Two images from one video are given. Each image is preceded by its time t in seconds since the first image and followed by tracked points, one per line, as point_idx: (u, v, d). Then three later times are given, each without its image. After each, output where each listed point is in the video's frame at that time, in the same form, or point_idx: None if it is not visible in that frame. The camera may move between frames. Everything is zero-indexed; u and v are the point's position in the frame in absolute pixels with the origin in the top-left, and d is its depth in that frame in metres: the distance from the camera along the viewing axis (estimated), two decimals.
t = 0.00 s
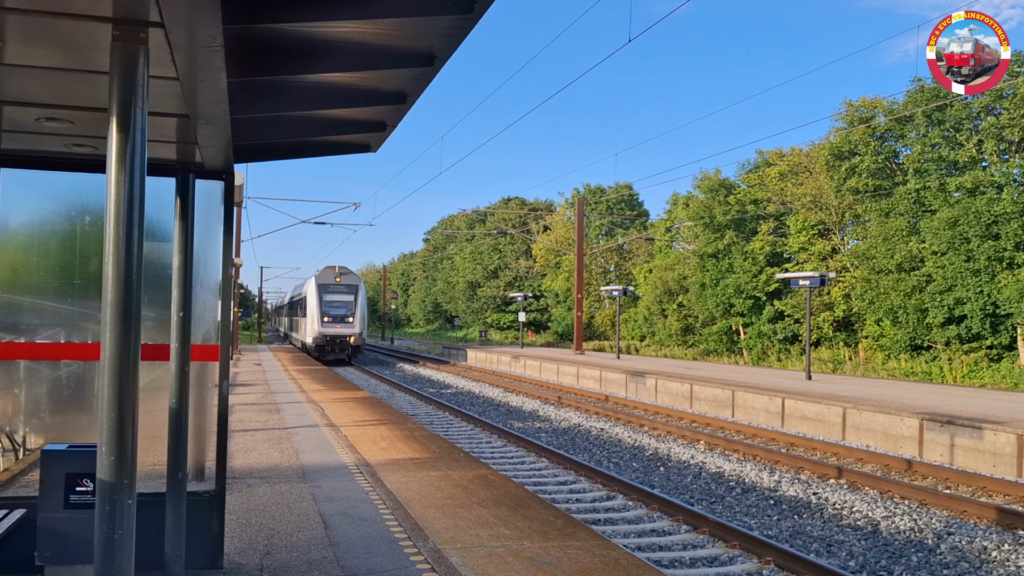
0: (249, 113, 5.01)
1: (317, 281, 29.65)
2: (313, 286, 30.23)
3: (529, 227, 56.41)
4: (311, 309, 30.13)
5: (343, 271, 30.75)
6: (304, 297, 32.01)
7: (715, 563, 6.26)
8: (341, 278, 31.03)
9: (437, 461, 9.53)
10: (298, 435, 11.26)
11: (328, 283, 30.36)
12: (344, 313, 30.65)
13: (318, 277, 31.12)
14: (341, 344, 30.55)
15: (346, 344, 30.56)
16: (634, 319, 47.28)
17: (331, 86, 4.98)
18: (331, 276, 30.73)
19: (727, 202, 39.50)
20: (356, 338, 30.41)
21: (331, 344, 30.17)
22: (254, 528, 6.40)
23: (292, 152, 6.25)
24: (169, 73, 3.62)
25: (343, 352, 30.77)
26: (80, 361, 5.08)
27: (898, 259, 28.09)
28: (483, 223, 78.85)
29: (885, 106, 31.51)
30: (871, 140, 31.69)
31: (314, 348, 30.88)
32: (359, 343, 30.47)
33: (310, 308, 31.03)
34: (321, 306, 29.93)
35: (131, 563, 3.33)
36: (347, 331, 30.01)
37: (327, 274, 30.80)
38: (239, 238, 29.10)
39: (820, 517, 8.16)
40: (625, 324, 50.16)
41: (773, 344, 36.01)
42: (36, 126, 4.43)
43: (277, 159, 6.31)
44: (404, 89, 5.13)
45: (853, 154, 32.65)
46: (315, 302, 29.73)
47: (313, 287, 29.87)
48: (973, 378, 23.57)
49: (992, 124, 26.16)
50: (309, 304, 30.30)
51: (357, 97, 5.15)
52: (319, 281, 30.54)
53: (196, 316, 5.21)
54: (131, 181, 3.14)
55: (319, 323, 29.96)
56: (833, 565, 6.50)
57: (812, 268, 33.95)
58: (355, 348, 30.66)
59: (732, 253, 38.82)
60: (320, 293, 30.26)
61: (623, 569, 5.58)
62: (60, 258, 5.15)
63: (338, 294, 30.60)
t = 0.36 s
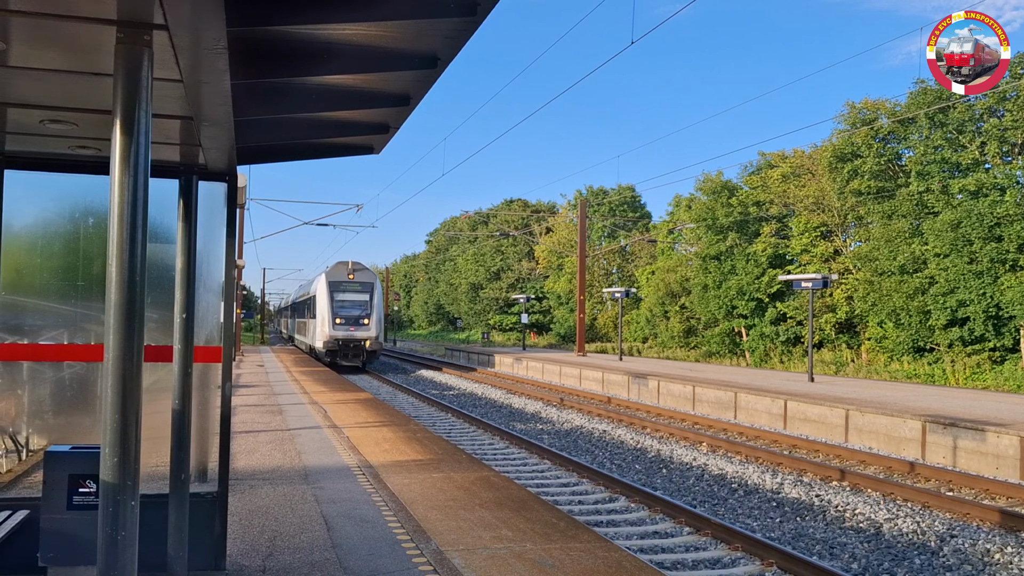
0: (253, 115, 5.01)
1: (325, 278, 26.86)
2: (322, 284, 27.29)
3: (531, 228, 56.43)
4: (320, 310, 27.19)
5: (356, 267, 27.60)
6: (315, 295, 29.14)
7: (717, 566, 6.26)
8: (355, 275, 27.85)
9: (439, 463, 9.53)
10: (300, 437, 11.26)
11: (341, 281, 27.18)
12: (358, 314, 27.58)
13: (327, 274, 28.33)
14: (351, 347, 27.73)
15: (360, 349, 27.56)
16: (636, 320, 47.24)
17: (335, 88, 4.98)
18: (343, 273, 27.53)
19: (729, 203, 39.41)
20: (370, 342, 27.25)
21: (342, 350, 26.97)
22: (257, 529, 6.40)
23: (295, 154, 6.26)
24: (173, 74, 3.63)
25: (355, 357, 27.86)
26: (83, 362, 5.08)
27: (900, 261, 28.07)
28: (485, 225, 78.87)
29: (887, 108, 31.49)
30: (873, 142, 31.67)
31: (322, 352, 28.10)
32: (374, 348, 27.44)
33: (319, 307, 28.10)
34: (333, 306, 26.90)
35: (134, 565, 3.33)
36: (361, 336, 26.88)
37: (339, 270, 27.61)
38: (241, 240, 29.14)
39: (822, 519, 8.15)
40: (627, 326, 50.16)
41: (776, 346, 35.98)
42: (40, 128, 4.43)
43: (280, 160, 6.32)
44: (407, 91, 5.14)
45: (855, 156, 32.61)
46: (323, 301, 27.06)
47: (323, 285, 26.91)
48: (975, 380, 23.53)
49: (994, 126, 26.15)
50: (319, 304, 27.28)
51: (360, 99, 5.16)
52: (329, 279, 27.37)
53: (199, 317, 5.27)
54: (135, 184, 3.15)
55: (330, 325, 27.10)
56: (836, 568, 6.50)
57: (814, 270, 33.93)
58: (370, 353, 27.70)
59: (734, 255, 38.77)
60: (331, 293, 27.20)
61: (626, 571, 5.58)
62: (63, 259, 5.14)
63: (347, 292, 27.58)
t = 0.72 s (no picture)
0: (254, 116, 5.01)
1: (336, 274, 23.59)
2: (332, 279, 23.88)
3: (531, 230, 56.42)
4: (330, 309, 23.60)
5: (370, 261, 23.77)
6: (323, 292, 25.43)
7: (718, 567, 6.26)
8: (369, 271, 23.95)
9: (439, 464, 9.52)
10: (300, 438, 11.26)
11: (356, 276, 23.67)
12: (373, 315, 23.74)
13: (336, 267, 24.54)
14: (363, 353, 23.63)
15: (376, 355, 23.65)
16: (636, 322, 47.30)
17: (335, 89, 4.98)
18: (356, 268, 23.76)
19: (730, 205, 39.36)
20: (388, 347, 23.49)
21: (358, 356, 23.43)
22: (257, 530, 6.40)
23: (295, 155, 6.26)
24: (173, 76, 3.63)
25: (369, 364, 23.83)
26: (83, 364, 5.08)
27: (901, 262, 28.06)
28: (486, 226, 78.89)
29: (888, 109, 31.52)
30: (873, 143, 31.69)
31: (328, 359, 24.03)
32: (392, 354, 23.52)
33: (327, 308, 24.09)
34: (343, 306, 23.21)
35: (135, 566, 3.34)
36: (379, 338, 23.43)
37: (352, 265, 23.89)
38: (242, 242, 29.13)
39: (822, 520, 8.14)
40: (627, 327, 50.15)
41: (776, 347, 35.95)
42: (40, 129, 4.44)
43: (280, 161, 6.32)
44: (407, 92, 5.14)
45: (856, 157, 32.61)
46: (332, 298, 23.80)
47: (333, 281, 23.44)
48: (976, 382, 23.50)
49: (995, 128, 26.19)
50: (329, 302, 23.78)
51: (361, 101, 5.16)
52: (341, 275, 23.74)
53: (199, 318, 5.26)
54: (135, 185, 3.15)
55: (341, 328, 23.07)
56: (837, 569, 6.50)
57: (815, 272, 33.92)
58: (388, 360, 23.87)
59: (734, 256, 38.72)
60: (342, 290, 23.45)
61: (626, 572, 5.58)
62: (63, 261, 5.15)
63: (360, 290, 23.53)
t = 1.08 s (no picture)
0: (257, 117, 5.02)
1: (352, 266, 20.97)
2: (348, 273, 21.21)
3: (534, 230, 56.44)
4: (346, 308, 20.86)
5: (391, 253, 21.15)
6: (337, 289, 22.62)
7: (721, 567, 6.25)
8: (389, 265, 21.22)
9: (442, 465, 9.53)
10: (303, 439, 11.27)
11: (375, 270, 21.03)
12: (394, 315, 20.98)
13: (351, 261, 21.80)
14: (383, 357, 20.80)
15: (398, 361, 20.95)
16: (639, 322, 47.33)
17: (338, 90, 4.99)
18: (375, 260, 21.08)
19: (732, 205, 39.30)
20: (412, 351, 20.74)
21: (377, 362, 20.63)
22: (259, 531, 6.40)
23: (298, 156, 6.27)
24: (176, 77, 3.63)
25: (389, 371, 21.05)
26: (86, 365, 5.07)
27: (904, 262, 28.04)
28: (488, 227, 78.94)
29: (890, 110, 31.49)
30: (875, 144, 31.68)
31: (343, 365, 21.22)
32: (417, 360, 20.76)
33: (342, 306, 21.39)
34: (360, 304, 20.53)
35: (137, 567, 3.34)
36: (401, 341, 20.64)
37: (370, 257, 21.22)
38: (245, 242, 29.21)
39: (825, 521, 8.13)
40: (630, 327, 50.15)
41: (779, 348, 35.94)
42: (43, 130, 4.44)
43: (283, 162, 6.33)
44: (410, 93, 5.15)
45: (858, 158, 32.57)
46: (346, 296, 21.11)
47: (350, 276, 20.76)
48: (979, 382, 23.46)
49: (998, 128, 26.17)
50: (345, 300, 21.03)
51: (363, 102, 5.17)
52: (358, 269, 21.05)
53: (202, 319, 5.24)
54: (138, 185, 3.15)
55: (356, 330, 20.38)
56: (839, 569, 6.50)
57: (817, 272, 33.88)
58: (412, 366, 21.19)
59: (737, 256, 38.69)
60: (358, 286, 20.75)
61: (629, 573, 5.57)
62: (66, 261, 5.15)
63: (378, 287, 20.84)
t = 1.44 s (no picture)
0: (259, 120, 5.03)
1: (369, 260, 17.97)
2: (364, 268, 18.17)
3: (536, 232, 56.48)
4: (363, 309, 17.82)
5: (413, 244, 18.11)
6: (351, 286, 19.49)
7: (723, 570, 6.24)
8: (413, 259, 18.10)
9: (443, 467, 9.53)
10: (304, 441, 11.27)
11: (397, 264, 17.97)
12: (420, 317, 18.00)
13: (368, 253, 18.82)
14: (406, 366, 17.55)
15: (423, 370, 17.84)
16: (641, 324, 47.39)
17: (340, 93, 5.00)
18: (397, 254, 18.02)
19: (734, 207, 39.28)
20: (440, 359, 17.65)
21: (400, 372, 17.56)
22: (261, 534, 6.39)
23: (299, 159, 6.28)
24: (178, 80, 3.64)
25: (414, 383, 17.91)
26: (88, 366, 5.07)
27: (906, 264, 28.03)
28: (490, 229, 79.01)
29: (892, 111, 31.49)
30: (877, 146, 31.69)
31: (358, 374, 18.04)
32: (446, 370, 17.61)
33: (356, 306, 18.23)
34: (380, 305, 17.51)
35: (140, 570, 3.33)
36: (429, 348, 17.58)
37: (390, 249, 18.11)
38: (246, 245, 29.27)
39: (828, 523, 8.12)
40: (632, 329, 50.14)
41: (781, 350, 35.94)
42: (45, 133, 4.45)
43: (284, 165, 6.33)
44: (411, 95, 5.15)
45: (860, 159, 32.55)
46: (362, 295, 18.18)
47: (368, 272, 17.79)
48: (981, 383, 23.43)
49: (1000, 130, 26.16)
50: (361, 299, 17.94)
51: (365, 105, 5.17)
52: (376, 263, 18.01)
53: (204, 322, 5.25)
54: (139, 187, 3.15)
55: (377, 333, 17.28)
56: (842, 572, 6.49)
57: (819, 274, 33.88)
58: (438, 376, 18.09)
59: (738, 258, 38.69)
60: (378, 283, 17.75)
61: None
62: (68, 264, 5.13)
63: (399, 285, 17.84)
